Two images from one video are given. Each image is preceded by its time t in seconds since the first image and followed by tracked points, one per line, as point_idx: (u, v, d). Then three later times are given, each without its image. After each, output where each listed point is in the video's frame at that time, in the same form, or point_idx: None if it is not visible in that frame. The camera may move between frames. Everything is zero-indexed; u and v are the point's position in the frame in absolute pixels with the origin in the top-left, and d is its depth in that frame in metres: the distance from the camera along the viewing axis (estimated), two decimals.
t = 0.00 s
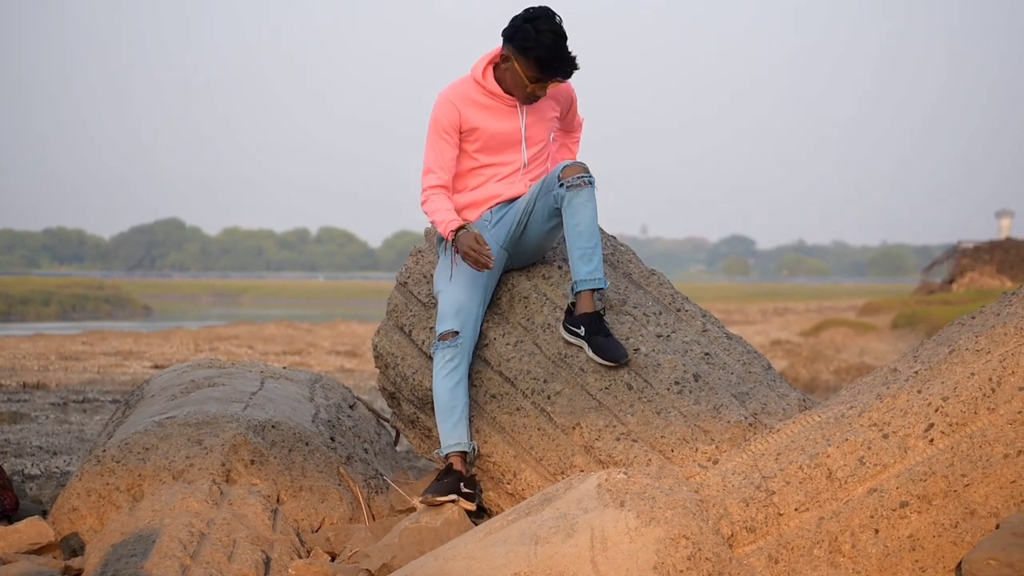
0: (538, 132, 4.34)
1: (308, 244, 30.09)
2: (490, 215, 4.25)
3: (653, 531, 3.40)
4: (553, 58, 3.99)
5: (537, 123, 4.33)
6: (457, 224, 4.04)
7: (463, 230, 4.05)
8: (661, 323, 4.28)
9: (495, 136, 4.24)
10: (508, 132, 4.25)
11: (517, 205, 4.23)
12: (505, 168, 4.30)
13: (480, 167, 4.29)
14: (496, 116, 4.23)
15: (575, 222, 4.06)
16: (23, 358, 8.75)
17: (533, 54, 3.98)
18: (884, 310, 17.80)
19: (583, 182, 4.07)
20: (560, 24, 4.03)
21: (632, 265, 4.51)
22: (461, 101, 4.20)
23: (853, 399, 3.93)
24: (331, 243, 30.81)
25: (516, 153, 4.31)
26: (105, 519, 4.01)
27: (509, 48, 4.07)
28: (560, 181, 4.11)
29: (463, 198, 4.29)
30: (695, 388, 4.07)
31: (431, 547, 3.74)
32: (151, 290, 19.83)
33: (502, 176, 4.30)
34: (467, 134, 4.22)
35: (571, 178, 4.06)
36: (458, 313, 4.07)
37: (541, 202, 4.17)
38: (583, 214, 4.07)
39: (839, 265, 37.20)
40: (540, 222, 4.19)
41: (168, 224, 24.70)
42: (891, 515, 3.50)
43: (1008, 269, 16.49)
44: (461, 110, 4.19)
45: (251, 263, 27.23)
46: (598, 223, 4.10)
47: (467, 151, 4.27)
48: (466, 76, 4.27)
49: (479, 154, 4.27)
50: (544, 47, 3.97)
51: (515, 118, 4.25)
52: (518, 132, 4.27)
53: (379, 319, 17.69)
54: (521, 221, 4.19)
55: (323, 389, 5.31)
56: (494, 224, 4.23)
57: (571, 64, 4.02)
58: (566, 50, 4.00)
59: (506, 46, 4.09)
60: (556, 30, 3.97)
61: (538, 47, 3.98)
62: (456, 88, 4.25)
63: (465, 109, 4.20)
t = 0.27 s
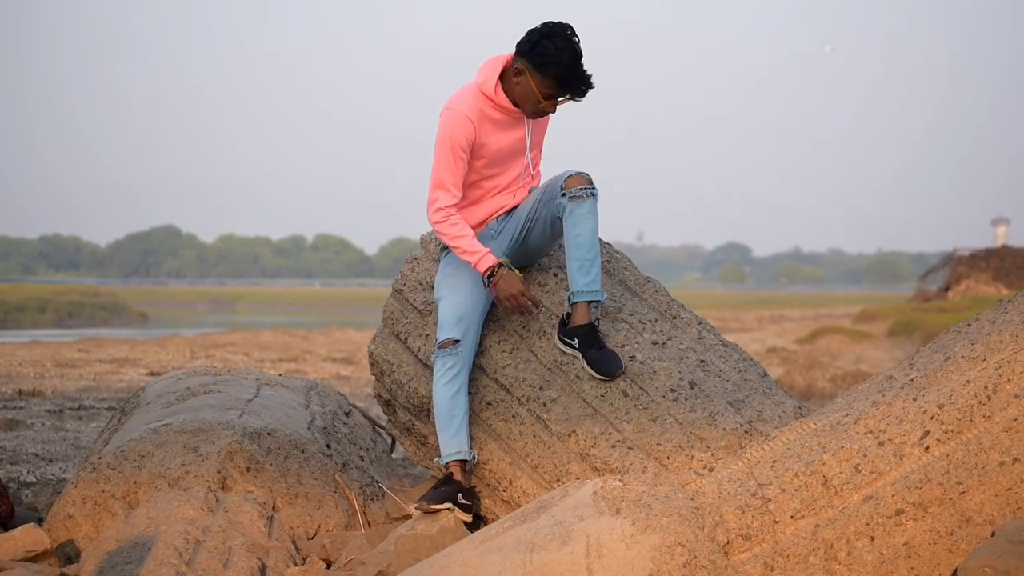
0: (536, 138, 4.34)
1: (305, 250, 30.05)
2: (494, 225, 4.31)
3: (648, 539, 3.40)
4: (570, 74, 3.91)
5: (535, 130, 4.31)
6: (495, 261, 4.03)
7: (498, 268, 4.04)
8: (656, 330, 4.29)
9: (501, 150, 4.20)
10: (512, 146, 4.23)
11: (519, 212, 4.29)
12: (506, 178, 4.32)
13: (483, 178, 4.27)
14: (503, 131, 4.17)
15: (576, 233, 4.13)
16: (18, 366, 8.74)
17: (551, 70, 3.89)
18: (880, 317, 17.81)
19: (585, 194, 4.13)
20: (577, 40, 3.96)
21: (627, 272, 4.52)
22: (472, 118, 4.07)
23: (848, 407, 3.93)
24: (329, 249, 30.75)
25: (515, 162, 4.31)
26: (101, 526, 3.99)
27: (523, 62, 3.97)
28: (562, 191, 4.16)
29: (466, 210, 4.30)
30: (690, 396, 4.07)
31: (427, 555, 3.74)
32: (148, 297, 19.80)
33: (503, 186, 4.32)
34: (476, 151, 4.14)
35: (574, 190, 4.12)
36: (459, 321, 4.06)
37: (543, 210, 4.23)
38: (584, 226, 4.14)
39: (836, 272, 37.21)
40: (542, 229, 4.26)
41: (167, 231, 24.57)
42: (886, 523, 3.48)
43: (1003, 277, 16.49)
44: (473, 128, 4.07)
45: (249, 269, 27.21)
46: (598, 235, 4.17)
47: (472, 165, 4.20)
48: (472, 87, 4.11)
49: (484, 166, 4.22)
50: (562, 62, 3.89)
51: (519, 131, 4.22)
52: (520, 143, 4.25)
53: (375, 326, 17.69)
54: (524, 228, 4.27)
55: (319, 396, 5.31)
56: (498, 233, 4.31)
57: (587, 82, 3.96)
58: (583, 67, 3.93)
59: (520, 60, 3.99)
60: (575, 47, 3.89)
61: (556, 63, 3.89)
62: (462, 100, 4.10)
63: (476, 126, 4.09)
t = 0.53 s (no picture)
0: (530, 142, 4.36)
1: (301, 256, 30.07)
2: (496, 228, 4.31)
3: (642, 545, 3.40)
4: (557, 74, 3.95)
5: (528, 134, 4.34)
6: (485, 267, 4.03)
7: (488, 273, 4.04)
8: (651, 336, 4.29)
9: (494, 154, 4.23)
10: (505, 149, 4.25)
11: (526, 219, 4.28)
12: (503, 183, 4.33)
13: (478, 183, 4.29)
14: (494, 134, 4.21)
15: (589, 237, 4.12)
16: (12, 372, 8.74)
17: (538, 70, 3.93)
18: (876, 323, 17.81)
19: (602, 201, 4.14)
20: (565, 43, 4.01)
21: (622, 278, 4.52)
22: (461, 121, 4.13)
23: (844, 412, 3.90)
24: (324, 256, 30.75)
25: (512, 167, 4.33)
26: (95, 532, 3.98)
27: (511, 63, 4.03)
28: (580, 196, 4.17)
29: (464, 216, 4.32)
30: (685, 402, 4.07)
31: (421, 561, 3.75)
32: (144, 303, 19.79)
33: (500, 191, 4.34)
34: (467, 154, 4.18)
35: (591, 196, 4.13)
36: (460, 326, 4.06)
37: (556, 217, 4.21)
38: (597, 231, 4.13)
39: (834, 278, 37.19)
40: (551, 236, 4.24)
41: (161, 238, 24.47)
42: (880, 529, 3.49)
43: (998, 283, 16.49)
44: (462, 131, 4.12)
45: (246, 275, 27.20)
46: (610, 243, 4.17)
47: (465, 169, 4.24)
48: (459, 91, 4.17)
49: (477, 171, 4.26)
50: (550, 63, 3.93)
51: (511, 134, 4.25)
52: (514, 147, 4.28)
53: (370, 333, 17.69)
54: (532, 235, 4.24)
55: (314, 402, 5.31)
56: (500, 236, 4.30)
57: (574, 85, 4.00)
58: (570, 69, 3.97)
59: (508, 61, 4.04)
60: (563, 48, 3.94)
61: (543, 62, 3.94)
62: (451, 105, 4.17)
63: (465, 129, 4.14)
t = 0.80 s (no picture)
0: (524, 144, 4.40)
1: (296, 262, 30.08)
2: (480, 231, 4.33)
3: (637, 549, 3.40)
4: (542, 63, 4.01)
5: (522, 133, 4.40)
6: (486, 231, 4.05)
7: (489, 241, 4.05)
8: (644, 340, 4.30)
9: (485, 147, 4.28)
10: (496, 144, 4.30)
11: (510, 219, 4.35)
12: (495, 181, 4.35)
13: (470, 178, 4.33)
14: (484, 129, 4.29)
15: (566, 228, 4.12)
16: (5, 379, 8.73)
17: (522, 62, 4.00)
18: (871, 327, 17.82)
19: (574, 189, 4.13)
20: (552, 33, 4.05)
21: (616, 283, 4.55)
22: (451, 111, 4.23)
23: (837, 416, 3.90)
24: (319, 261, 30.73)
25: (504, 166, 4.35)
26: (90, 539, 3.97)
27: (499, 55, 4.11)
28: (551, 188, 4.17)
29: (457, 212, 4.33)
30: (679, 406, 4.07)
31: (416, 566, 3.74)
32: (138, 311, 19.77)
33: (492, 189, 4.35)
34: (457, 146, 4.25)
35: (563, 185, 4.12)
36: (447, 331, 4.05)
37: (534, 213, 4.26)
38: (574, 221, 4.13)
39: (830, 281, 37.22)
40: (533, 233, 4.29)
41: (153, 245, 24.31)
42: (875, 532, 3.49)
43: (991, 286, 16.50)
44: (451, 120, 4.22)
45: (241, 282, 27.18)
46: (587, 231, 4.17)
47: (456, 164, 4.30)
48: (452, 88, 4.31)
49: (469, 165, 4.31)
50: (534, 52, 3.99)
51: (502, 129, 4.32)
52: (505, 142, 4.33)
53: (365, 339, 17.68)
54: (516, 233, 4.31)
55: (308, 408, 5.32)
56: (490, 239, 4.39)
57: (561, 72, 4.05)
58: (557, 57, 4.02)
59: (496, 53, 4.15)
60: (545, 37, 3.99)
61: (527, 54, 4.00)
62: (443, 99, 4.29)
63: (455, 120, 4.24)
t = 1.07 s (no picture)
0: (524, 149, 4.38)
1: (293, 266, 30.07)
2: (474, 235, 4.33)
3: (633, 555, 3.36)
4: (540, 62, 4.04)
5: (522, 137, 4.38)
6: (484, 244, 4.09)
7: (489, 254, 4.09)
8: (639, 345, 4.29)
9: (483, 150, 4.27)
10: (494, 148, 4.29)
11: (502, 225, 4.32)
12: (492, 185, 4.33)
13: (468, 182, 4.32)
14: (482, 132, 4.28)
15: (562, 235, 4.12)
16: None
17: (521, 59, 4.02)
18: (866, 330, 17.82)
19: (572, 197, 4.11)
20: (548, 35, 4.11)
21: (609, 286, 4.54)
22: (449, 115, 4.25)
23: (832, 420, 3.89)
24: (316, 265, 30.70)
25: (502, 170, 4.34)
26: (83, 546, 3.97)
27: (496, 56, 4.14)
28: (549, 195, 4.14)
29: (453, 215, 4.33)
30: (674, 411, 4.07)
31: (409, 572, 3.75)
32: (133, 317, 19.77)
33: (489, 194, 4.34)
34: (454, 149, 4.26)
35: (561, 192, 4.10)
36: (442, 335, 4.04)
37: (528, 220, 4.23)
38: (571, 229, 4.13)
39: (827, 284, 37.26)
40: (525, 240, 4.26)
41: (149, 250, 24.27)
42: (871, 536, 3.46)
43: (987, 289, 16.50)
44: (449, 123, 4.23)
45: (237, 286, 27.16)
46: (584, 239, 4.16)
47: (454, 168, 4.30)
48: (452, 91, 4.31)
49: (467, 169, 4.30)
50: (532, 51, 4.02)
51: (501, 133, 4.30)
52: (504, 146, 4.31)
53: (360, 343, 17.67)
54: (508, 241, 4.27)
55: (302, 413, 5.31)
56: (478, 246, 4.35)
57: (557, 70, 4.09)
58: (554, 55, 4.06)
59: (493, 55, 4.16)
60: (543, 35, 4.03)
61: (525, 53, 4.02)
62: (442, 102, 4.30)
63: (453, 123, 4.24)
